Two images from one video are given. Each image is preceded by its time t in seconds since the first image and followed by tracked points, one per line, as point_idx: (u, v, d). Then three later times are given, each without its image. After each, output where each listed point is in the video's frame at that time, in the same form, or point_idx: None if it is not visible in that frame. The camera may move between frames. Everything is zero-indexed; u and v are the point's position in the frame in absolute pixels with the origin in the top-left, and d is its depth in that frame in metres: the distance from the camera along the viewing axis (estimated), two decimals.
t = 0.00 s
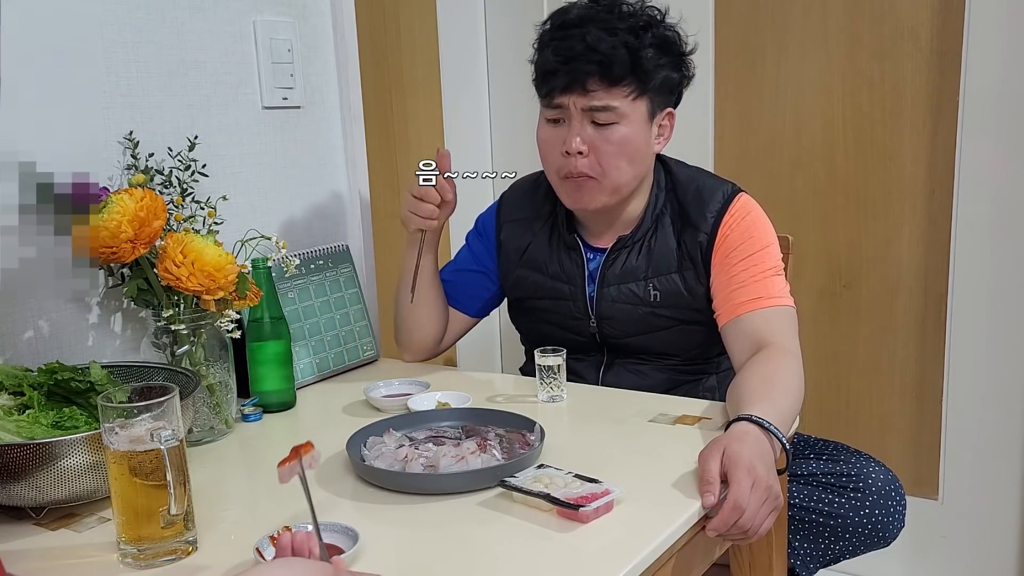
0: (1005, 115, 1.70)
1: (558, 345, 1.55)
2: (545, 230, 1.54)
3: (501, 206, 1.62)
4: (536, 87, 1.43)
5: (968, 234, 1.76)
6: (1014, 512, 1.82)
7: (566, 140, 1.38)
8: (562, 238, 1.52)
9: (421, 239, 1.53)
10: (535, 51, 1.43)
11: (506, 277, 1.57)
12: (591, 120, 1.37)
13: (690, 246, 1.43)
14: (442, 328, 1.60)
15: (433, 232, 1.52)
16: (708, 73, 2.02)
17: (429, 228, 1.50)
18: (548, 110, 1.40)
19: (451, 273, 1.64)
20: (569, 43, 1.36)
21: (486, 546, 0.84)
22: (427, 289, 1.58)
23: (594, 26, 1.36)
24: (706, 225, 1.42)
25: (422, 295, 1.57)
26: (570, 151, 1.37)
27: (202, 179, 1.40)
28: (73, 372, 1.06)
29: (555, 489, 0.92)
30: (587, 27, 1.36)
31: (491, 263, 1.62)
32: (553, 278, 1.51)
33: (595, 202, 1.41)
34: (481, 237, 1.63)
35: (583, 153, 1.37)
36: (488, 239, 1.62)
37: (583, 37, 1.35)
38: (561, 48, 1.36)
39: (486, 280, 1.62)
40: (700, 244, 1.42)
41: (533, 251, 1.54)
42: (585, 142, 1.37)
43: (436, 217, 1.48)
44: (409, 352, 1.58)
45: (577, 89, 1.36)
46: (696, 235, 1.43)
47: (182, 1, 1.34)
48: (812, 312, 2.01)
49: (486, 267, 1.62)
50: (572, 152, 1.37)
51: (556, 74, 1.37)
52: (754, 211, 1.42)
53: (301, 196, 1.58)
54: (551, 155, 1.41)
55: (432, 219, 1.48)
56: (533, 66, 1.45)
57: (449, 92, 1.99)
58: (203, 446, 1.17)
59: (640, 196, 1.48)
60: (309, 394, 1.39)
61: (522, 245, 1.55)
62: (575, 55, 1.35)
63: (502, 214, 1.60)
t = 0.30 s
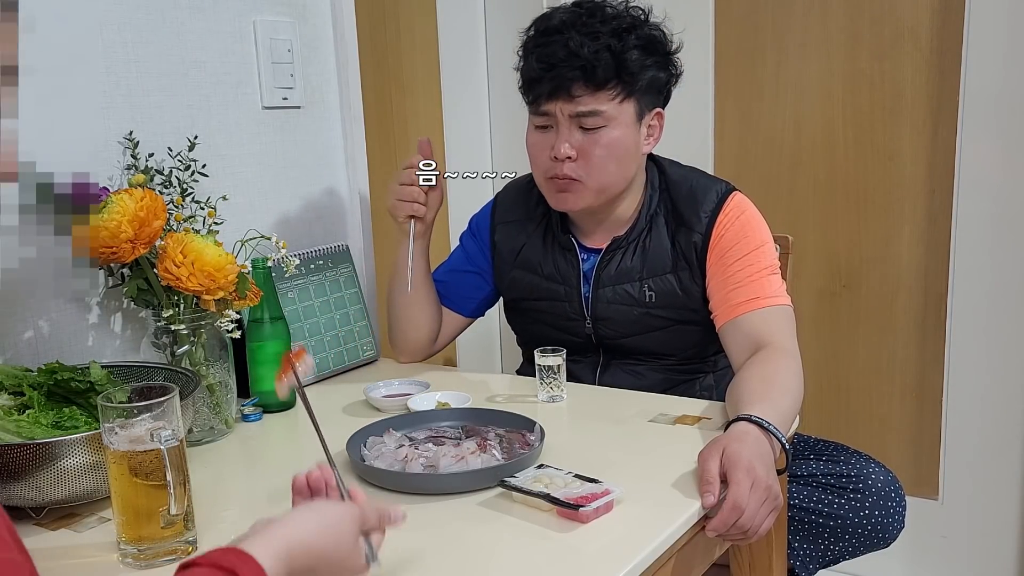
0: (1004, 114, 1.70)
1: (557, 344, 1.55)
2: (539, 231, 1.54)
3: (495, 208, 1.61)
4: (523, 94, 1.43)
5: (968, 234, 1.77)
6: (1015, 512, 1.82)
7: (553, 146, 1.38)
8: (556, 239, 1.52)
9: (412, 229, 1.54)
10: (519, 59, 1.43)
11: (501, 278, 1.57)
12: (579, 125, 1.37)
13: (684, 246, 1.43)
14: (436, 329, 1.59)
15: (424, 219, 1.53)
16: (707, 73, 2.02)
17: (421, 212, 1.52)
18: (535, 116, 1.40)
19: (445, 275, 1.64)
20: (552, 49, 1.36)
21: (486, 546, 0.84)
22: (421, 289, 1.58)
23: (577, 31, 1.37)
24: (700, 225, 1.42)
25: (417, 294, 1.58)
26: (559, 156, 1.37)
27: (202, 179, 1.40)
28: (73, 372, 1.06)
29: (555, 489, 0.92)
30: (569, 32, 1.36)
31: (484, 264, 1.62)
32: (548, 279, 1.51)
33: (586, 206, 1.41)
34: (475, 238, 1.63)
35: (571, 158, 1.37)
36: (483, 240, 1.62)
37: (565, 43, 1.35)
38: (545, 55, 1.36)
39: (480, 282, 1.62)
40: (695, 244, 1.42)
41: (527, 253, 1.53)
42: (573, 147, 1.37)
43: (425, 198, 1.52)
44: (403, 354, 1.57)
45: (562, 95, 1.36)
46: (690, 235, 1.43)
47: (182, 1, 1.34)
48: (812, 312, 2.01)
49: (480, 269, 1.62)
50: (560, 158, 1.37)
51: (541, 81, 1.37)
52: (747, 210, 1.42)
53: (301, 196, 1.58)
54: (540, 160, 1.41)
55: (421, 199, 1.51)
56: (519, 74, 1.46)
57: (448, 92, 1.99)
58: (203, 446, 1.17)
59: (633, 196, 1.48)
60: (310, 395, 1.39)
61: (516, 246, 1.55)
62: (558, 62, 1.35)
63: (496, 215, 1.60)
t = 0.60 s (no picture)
0: (1004, 115, 1.70)
1: (557, 344, 1.55)
2: (539, 231, 1.54)
3: (494, 208, 1.61)
4: (524, 97, 1.43)
5: (968, 234, 1.76)
6: (1015, 512, 1.82)
7: (552, 150, 1.38)
8: (555, 239, 1.52)
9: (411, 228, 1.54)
10: (519, 61, 1.44)
11: (501, 278, 1.57)
12: (579, 129, 1.37)
13: (684, 246, 1.43)
14: (436, 329, 1.59)
15: (424, 218, 1.54)
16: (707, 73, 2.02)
17: (421, 211, 1.52)
18: (535, 120, 1.41)
19: (444, 275, 1.64)
20: (551, 53, 1.36)
21: (486, 546, 0.84)
22: (419, 289, 1.58)
23: (577, 34, 1.37)
24: (700, 225, 1.42)
25: (416, 294, 1.58)
26: (558, 161, 1.37)
27: (202, 179, 1.40)
28: (73, 371, 1.06)
29: (555, 489, 0.92)
30: (570, 35, 1.37)
31: (483, 264, 1.62)
32: (547, 279, 1.51)
33: (587, 208, 1.41)
34: (473, 238, 1.63)
35: (571, 163, 1.37)
36: (482, 240, 1.62)
37: (565, 46, 1.36)
38: (545, 58, 1.37)
39: (479, 282, 1.62)
40: (695, 244, 1.42)
41: (526, 252, 1.53)
42: (573, 152, 1.37)
43: (425, 198, 1.52)
44: (403, 354, 1.57)
45: (562, 99, 1.36)
46: (690, 235, 1.43)
47: (182, 1, 1.34)
48: (812, 312, 2.01)
49: (479, 269, 1.62)
50: (560, 162, 1.37)
51: (540, 85, 1.37)
52: (745, 210, 1.42)
53: (301, 196, 1.58)
54: (539, 163, 1.41)
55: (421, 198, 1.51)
56: (519, 76, 1.46)
57: (448, 92, 1.99)
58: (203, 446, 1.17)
59: (633, 197, 1.49)
60: (310, 395, 1.39)
61: (515, 246, 1.55)
62: (558, 65, 1.35)
63: (495, 215, 1.60)
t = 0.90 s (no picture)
0: (1004, 115, 1.70)
1: (557, 344, 1.55)
2: (539, 232, 1.54)
3: (494, 208, 1.62)
4: (523, 100, 1.43)
5: (968, 234, 1.76)
6: (1014, 512, 1.82)
7: (552, 154, 1.38)
8: (556, 240, 1.52)
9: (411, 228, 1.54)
10: (519, 64, 1.44)
11: (501, 278, 1.57)
12: (577, 134, 1.37)
13: (685, 246, 1.43)
14: (436, 329, 1.59)
15: (425, 219, 1.53)
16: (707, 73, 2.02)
17: (422, 213, 1.52)
18: (534, 123, 1.41)
19: (444, 275, 1.64)
20: (550, 56, 1.36)
21: (487, 546, 0.84)
22: (419, 289, 1.58)
23: (576, 37, 1.37)
24: (700, 225, 1.42)
25: (416, 293, 1.58)
26: (557, 166, 1.37)
27: (202, 179, 1.40)
28: (73, 371, 1.07)
29: (555, 489, 0.92)
30: (569, 39, 1.37)
31: (483, 265, 1.62)
32: (548, 279, 1.51)
33: (586, 214, 1.42)
34: (474, 238, 1.63)
35: (571, 168, 1.37)
36: (482, 240, 1.62)
37: (564, 50, 1.36)
38: (544, 62, 1.36)
39: (479, 282, 1.62)
40: (695, 244, 1.42)
41: (526, 253, 1.53)
42: (572, 156, 1.37)
43: (428, 201, 1.51)
44: (402, 354, 1.57)
45: (561, 103, 1.36)
46: (690, 236, 1.43)
47: (182, 1, 1.34)
48: (812, 312, 2.01)
49: (479, 269, 1.62)
50: (559, 167, 1.37)
51: (539, 88, 1.37)
52: (745, 210, 1.42)
53: (301, 197, 1.58)
54: (539, 167, 1.41)
55: (424, 201, 1.51)
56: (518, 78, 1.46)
57: (448, 92, 1.99)
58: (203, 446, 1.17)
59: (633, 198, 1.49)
60: (310, 395, 1.39)
61: (515, 246, 1.55)
62: (556, 69, 1.35)
63: (495, 216, 1.60)
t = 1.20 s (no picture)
0: (1004, 115, 1.70)
1: (557, 345, 1.55)
2: (538, 233, 1.54)
3: (494, 209, 1.62)
4: (517, 103, 1.43)
5: (968, 234, 1.76)
6: (1015, 512, 1.82)
7: (547, 157, 1.38)
8: (555, 241, 1.52)
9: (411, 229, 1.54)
10: (514, 68, 1.44)
11: (500, 279, 1.57)
12: (573, 137, 1.37)
13: (684, 246, 1.43)
14: (436, 330, 1.59)
15: (424, 221, 1.53)
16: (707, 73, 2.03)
17: (422, 214, 1.52)
18: (529, 127, 1.40)
19: (444, 275, 1.63)
20: (543, 61, 1.36)
21: (487, 546, 0.84)
22: (419, 289, 1.58)
23: (568, 41, 1.37)
24: (700, 226, 1.42)
25: (416, 294, 1.58)
26: (552, 168, 1.37)
27: (202, 179, 1.40)
28: (73, 372, 1.07)
29: (555, 489, 0.92)
30: (562, 43, 1.37)
31: (483, 266, 1.62)
32: (547, 280, 1.51)
33: (583, 214, 1.42)
34: (473, 239, 1.63)
35: (566, 170, 1.37)
36: (482, 241, 1.62)
37: (557, 54, 1.35)
38: (537, 66, 1.36)
39: (479, 282, 1.62)
40: (695, 244, 1.42)
41: (526, 254, 1.53)
42: (567, 159, 1.37)
43: (428, 202, 1.51)
44: (402, 354, 1.57)
45: (554, 107, 1.36)
46: (690, 236, 1.43)
47: (182, 1, 1.34)
48: (811, 312, 2.01)
49: (479, 270, 1.62)
50: (554, 170, 1.37)
51: (533, 92, 1.37)
52: (744, 210, 1.42)
53: (301, 197, 1.58)
54: (535, 170, 1.41)
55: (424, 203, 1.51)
56: (514, 82, 1.46)
57: (448, 92, 1.99)
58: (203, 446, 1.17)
59: (632, 199, 1.49)
60: (310, 395, 1.39)
61: (515, 247, 1.55)
62: (549, 73, 1.35)
63: (494, 217, 1.60)
